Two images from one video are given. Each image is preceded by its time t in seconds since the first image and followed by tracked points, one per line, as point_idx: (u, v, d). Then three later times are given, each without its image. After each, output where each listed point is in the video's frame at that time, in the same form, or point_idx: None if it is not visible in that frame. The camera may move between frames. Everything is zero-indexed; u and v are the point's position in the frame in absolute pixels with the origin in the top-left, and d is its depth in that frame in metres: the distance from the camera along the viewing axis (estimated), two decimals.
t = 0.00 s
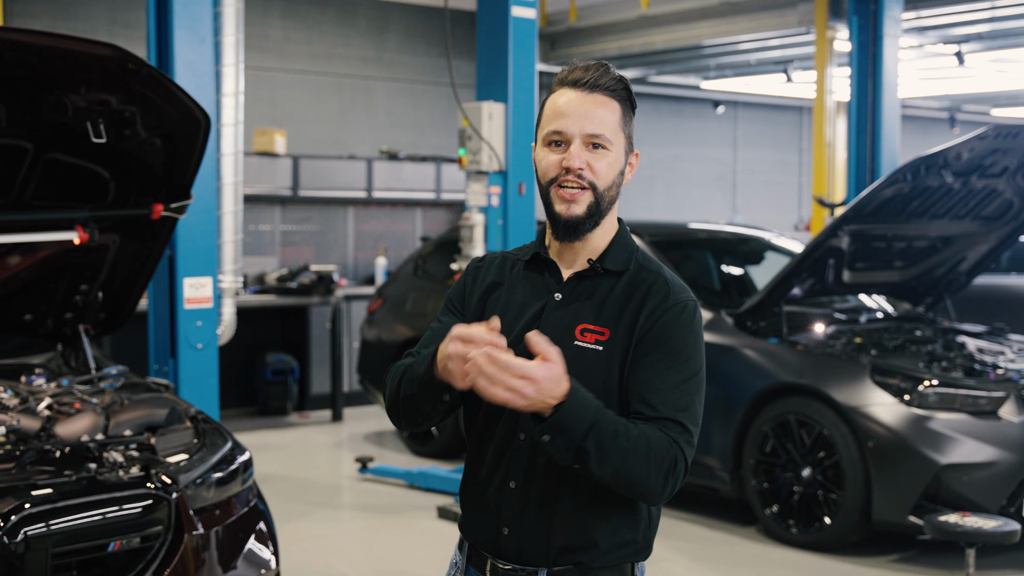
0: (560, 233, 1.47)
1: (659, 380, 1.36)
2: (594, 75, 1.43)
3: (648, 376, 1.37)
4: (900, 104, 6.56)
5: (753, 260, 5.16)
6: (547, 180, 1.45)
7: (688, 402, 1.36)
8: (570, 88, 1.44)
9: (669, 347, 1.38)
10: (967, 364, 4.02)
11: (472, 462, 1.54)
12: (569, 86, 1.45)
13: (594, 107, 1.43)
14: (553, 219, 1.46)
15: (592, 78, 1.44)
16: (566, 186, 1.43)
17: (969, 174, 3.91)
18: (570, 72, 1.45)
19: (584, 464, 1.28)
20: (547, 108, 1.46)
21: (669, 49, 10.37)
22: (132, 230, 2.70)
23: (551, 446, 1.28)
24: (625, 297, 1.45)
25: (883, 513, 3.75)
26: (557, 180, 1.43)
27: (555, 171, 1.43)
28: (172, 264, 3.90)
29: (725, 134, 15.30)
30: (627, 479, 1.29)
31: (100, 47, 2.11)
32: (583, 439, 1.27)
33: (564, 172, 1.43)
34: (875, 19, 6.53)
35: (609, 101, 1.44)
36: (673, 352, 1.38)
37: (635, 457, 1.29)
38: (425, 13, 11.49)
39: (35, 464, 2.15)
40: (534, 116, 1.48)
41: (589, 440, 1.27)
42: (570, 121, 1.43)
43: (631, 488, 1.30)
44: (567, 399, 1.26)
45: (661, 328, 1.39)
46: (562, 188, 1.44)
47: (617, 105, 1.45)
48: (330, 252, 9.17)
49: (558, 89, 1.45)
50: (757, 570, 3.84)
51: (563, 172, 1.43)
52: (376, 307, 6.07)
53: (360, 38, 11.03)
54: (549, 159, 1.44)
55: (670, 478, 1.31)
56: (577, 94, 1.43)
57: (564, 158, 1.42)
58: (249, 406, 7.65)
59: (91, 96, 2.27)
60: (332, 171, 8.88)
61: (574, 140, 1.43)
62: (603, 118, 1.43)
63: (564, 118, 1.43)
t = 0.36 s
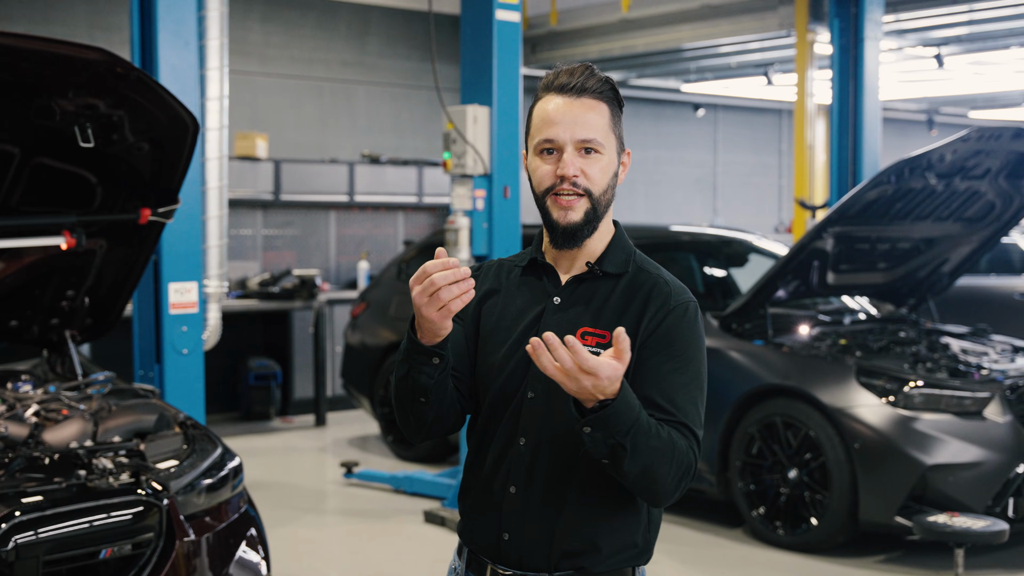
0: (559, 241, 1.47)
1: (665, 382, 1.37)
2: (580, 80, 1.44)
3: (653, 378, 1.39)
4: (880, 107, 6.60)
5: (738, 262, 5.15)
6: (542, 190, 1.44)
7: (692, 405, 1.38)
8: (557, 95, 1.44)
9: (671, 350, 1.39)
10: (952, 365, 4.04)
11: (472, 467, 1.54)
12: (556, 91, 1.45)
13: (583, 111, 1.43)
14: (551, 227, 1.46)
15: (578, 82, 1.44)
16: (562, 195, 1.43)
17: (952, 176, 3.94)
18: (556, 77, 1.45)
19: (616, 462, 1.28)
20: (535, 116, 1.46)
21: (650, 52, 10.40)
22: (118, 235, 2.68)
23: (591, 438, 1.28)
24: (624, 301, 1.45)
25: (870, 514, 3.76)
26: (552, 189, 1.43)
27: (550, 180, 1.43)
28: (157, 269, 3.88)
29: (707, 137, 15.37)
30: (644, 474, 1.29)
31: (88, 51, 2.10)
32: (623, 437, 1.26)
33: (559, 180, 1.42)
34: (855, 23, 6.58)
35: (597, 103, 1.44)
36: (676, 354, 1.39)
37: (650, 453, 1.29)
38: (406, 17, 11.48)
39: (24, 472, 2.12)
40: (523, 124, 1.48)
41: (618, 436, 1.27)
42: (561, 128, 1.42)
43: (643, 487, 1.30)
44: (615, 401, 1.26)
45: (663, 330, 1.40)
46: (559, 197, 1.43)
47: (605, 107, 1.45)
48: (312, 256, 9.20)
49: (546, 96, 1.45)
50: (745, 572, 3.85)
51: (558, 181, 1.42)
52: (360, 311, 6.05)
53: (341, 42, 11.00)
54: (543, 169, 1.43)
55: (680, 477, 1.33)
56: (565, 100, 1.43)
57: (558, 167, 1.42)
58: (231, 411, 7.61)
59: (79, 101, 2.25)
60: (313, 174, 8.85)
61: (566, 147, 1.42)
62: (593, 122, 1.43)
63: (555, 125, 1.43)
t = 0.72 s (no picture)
0: (577, 237, 1.44)
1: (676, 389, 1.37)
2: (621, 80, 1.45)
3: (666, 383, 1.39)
4: (887, 110, 6.58)
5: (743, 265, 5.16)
6: (573, 184, 1.43)
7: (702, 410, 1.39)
8: (593, 91, 1.44)
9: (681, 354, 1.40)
10: (958, 369, 4.03)
11: (475, 467, 1.53)
12: (592, 88, 1.45)
13: (621, 112, 1.43)
14: (572, 222, 1.44)
15: (620, 82, 1.44)
16: (594, 190, 1.43)
17: (959, 180, 3.93)
18: (594, 75, 1.45)
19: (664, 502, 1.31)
20: (570, 109, 1.45)
21: (656, 54, 10.39)
22: (125, 234, 2.68)
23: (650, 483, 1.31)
24: (630, 303, 1.45)
25: (874, 518, 3.75)
26: (586, 184, 1.42)
27: (584, 174, 1.43)
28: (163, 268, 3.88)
29: (712, 139, 15.35)
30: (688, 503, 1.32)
31: (96, 49, 2.10)
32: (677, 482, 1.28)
33: (594, 176, 1.42)
34: (863, 26, 6.56)
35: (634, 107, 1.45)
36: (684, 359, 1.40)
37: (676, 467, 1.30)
38: (412, 17, 11.48)
39: (29, 469, 2.12)
40: (552, 117, 1.48)
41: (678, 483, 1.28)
42: (602, 125, 1.42)
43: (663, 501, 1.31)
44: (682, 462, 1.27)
45: (672, 335, 1.40)
46: (590, 193, 1.43)
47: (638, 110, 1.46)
48: (317, 256, 9.18)
49: (579, 91, 1.45)
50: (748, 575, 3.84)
51: (594, 177, 1.42)
52: (364, 311, 6.04)
53: (347, 42, 11.01)
54: (579, 164, 1.43)
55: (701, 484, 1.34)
56: (603, 97, 1.44)
57: (595, 163, 1.42)
58: (235, 410, 7.62)
59: (87, 99, 2.25)
60: (319, 174, 8.86)
61: (604, 145, 1.43)
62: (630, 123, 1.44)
63: (595, 122, 1.42)
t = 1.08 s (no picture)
0: (569, 250, 1.44)
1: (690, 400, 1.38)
2: (593, 80, 1.42)
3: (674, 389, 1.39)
4: (892, 111, 6.56)
5: (746, 265, 5.15)
6: (553, 194, 1.43)
7: (709, 416, 1.39)
8: (568, 94, 1.43)
9: (688, 360, 1.40)
10: (961, 371, 4.01)
11: (470, 469, 1.52)
12: (567, 91, 1.43)
13: (595, 113, 1.41)
14: (561, 235, 1.44)
15: (592, 82, 1.42)
16: (572, 200, 1.41)
17: (964, 180, 3.91)
18: (568, 76, 1.44)
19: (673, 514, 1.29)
20: (545, 117, 1.44)
21: (661, 54, 10.37)
22: (126, 232, 2.67)
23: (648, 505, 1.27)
24: (633, 305, 1.43)
25: (877, 519, 3.74)
26: (564, 195, 1.41)
27: (561, 184, 1.41)
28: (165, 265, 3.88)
29: (717, 140, 15.33)
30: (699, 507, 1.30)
31: (96, 46, 2.09)
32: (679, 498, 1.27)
33: (570, 185, 1.41)
34: (868, 26, 6.54)
35: (609, 107, 1.42)
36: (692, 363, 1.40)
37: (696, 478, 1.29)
38: (417, 16, 11.48)
39: (27, 467, 2.12)
40: (532, 125, 1.47)
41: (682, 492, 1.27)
42: (573, 130, 1.41)
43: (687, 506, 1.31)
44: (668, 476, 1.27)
45: (681, 339, 1.40)
46: (569, 202, 1.42)
47: (617, 108, 1.43)
48: (320, 255, 9.18)
49: (555, 95, 1.44)
50: None
51: (570, 186, 1.41)
52: (366, 311, 6.03)
53: (351, 41, 11.01)
54: (555, 173, 1.42)
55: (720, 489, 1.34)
56: (575, 101, 1.42)
57: (569, 171, 1.41)
58: (238, 409, 7.61)
59: (87, 96, 2.24)
60: (323, 174, 8.86)
61: (577, 150, 1.41)
62: (605, 123, 1.42)
63: (565, 128, 1.41)
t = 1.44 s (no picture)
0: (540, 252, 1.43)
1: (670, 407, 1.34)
2: (542, 90, 1.39)
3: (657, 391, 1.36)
4: (895, 114, 6.55)
5: (748, 268, 5.13)
6: (513, 209, 1.42)
7: (693, 422, 1.34)
8: (517, 110, 1.41)
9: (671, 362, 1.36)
10: (962, 375, 3.99)
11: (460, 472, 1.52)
12: (517, 105, 1.41)
13: (542, 125, 1.38)
14: (528, 242, 1.43)
15: (538, 94, 1.39)
16: (528, 215, 1.40)
17: (966, 183, 3.89)
18: (519, 88, 1.41)
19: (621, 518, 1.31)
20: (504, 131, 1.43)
21: (664, 56, 10.36)
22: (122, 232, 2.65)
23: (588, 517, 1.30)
24: (617, 306, 1.41)
25: (876, 523, 3.72)
26: (519, 209, 1.40)
27: (516, 201, 1.41)
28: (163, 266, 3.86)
29: (720, 142, 15.31)
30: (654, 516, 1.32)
31: (90, 45, 2.08)
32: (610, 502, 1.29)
33: (523, 203, 1.39)
34: (871, 29, 6.53)
35: (556, 116, 1.39)
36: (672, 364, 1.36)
37: (635, 483, 1.30)
38: (420, 18, 11.47)
39: (20, 468, 2.11)
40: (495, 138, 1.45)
41: (616, 498, 1.29)
42: (518, 146, 1.39)
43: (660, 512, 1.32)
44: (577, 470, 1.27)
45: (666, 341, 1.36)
46: (526, 217, 1.40)
47: (569, 113, 1.39)
48: (322, 256, 9.16)
49: (511, 108, 1.42)
50: None
51: (522, 203, 1.39)
52: (367, 312, 6.02)
53: (354, 42, 11.01)
54: (509, 188, 1.41)
55: (696, 497, 1.33)
56: (526, 114, 1.40)
57: (521, 189, 1.39)
58: (238, 410, 7.60)
59: (82, 95, 2.23)
60: (325, 175, 8.87)
61: (527, 167, 1.39)
62: (553, 135, 1.38)
63: (512, 146, 1.40)
